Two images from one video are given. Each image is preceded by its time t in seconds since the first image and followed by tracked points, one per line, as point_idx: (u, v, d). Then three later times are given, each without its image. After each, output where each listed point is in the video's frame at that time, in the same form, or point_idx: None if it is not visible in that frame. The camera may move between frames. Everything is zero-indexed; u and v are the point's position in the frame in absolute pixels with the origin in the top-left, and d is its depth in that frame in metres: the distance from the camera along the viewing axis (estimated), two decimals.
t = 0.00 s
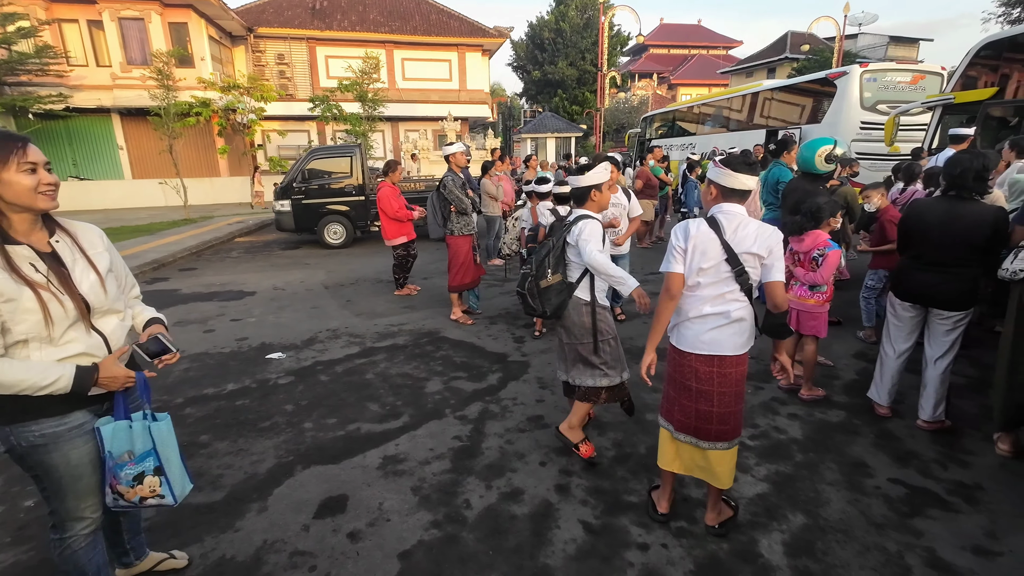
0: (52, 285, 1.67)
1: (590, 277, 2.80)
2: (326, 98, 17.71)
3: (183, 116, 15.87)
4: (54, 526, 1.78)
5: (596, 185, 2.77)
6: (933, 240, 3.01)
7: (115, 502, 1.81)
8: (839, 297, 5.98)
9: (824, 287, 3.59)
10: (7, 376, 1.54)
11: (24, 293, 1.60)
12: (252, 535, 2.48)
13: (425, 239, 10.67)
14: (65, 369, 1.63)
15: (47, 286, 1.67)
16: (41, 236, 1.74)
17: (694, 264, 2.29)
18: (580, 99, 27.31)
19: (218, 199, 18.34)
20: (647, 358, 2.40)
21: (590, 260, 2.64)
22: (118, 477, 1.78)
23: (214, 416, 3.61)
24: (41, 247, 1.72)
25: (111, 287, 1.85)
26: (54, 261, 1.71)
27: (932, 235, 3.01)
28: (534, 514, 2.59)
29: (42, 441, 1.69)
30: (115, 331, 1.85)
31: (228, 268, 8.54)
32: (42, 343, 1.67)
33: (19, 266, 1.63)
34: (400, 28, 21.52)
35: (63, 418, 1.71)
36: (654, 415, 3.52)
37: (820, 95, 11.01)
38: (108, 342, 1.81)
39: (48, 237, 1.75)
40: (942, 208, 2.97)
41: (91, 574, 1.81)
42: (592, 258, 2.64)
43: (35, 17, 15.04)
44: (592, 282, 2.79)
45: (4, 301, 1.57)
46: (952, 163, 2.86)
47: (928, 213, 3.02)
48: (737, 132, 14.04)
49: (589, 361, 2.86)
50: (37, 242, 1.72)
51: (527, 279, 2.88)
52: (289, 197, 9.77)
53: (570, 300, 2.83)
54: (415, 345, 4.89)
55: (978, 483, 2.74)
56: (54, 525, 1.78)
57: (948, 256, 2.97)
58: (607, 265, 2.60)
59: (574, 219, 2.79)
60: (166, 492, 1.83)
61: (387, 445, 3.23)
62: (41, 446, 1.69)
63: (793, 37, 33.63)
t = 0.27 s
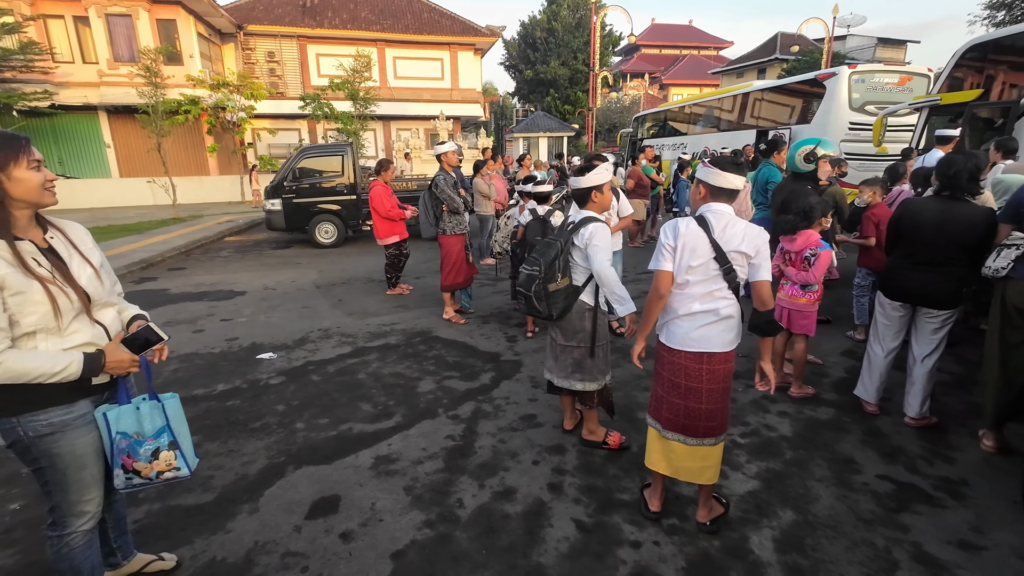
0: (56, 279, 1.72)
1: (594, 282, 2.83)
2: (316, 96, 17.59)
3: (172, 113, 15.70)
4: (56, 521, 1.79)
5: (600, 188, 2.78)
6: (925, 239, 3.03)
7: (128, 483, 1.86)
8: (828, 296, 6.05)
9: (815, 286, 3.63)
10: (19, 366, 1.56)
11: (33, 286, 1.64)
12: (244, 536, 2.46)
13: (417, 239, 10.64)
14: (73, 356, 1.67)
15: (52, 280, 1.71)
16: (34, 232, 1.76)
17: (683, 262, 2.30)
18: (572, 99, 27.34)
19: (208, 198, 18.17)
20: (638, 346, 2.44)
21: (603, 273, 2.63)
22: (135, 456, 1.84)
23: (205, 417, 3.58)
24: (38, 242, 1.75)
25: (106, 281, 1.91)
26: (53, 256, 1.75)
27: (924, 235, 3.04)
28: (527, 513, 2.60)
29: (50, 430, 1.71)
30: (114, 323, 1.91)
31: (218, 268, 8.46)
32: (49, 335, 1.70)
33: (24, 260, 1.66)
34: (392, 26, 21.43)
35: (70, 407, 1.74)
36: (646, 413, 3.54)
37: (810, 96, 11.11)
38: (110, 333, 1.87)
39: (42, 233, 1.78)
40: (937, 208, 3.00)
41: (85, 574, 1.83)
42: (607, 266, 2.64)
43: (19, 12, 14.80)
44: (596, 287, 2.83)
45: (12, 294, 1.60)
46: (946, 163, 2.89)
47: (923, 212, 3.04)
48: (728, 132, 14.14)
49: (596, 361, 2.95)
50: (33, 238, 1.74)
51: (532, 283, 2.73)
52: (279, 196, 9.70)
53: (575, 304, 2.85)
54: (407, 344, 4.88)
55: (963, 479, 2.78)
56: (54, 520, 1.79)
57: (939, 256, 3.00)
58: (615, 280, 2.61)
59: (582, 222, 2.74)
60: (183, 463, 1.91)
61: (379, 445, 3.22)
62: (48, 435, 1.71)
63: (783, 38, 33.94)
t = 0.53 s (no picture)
0: (55, 277, 1.75)
1: (601, 290, 2.82)
2: (309, 95, 17.45)
3: (162, 111, 15.53)
4: (67, 520, 1.82)
5: (607, 192, 2.79)
6: (916, 239, 3.07)
7: (153, 458, 1.95)
8: (819, 295, 6.10)
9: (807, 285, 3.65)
10: (31, 359, 1.58)
11: (38, 285, 1.66)
12: (236, 538, 2.44)
13: (410, 238, 10.61)
14: (79, 349, 1.70)
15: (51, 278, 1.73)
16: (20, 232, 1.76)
17: (671, 260, 2.32)
18: (565, 98, 27.37)
19: (199, 197, 18.00)
20: (629, 346, 2.45)
21: (615, 291, 2.71)
22: (162, 430, 1.97)
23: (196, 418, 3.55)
24: (27, 240, 1.75)
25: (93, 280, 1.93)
26: (47, 256, 1.76)
27: (914, 234, 3.08)
28: (521, 512, 2.60)
29: (60, 424, 1.76)
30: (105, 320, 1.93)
31: (209, 268, 8.39)
32: (51, 332, 1.70)
33: (23, 259, 1.67)
34: (384, 25, 21.35)
35: (77, 400, 1.80)
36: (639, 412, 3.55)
37: (801, 96, 11.19)
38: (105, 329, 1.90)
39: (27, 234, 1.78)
40: (927, 208, 3.04)
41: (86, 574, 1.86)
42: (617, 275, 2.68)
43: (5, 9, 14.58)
44: (603, 294, 2.82)
45: (18, 291, 1.62)
46: (936, 163, 2.94)
47: (914, 212, 3.08)
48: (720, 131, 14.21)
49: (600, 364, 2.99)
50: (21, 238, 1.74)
51: (542, 291, 2.70)
52: (271, 196, 9.63)
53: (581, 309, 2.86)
54: (400, 344, 4.86)
55: (951, 475, 2.82)
56: (61, 520, 1.82)
57: (929, 256, 3.04)
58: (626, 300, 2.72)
59: (593, 230, 2.73)
60: (201, 429, 2.12)
61: (373, 445, 3.21)
62: (59, 429, 1.76)
63: (775, 39, 34.18)
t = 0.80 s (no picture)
0: (46, 273, 1.75)
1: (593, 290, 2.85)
2: (302, 94, 17.36)
3: (153, 110, 15.40)
4: (55, 520, 1.81)
5: (599, 192, 2.79)
6: (906, 239, 3.10)
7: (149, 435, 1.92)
8: (812, 294, 6.14)
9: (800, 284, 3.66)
10: (29, 350, 1.58)
11: (31, 280, 1.67)
12: (229, 539, 2.43)
13: (404, 238, 10.59)
14: (75, 336, 1.70)
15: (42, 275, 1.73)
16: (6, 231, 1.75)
17: (666, 259, 2.33)
18: (560, 98, 27.39)
19: (191, 196, 17.85)
20: (622, 345, 2.45)
21: (607, 290, 2.72)
22: (154, 406, 1.93)
23: (188, 419, 3.53)
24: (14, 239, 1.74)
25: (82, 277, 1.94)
26: (35, 253, 1.76)
27: (905, 234, 3.11)
28: (515, 511, 2.61)
29: (55, 422, 1.76)
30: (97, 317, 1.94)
31: (201, 268, 8.33)
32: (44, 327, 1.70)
33: (12, 255, 1.66)
34: (379, 24, 21.29)
35: (71, 399, 1.79)
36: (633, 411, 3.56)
37: (794, 96, 11.26)
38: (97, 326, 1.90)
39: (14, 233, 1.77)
40: (918, 208, 3.07)
41: None
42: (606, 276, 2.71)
43: None
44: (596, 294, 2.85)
45: (12, 288, 1.61)
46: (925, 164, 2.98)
47: (905, 212, 3.11)
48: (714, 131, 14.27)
49: (592, 362, 2.99)
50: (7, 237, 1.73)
51: (532, 291, 2.72)
52: (264, 195, 9.57)
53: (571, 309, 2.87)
54: (395, 344, 4.85)
55: (941, 472, 2.85)
56: (50, 521, 1.81)
57: (920, 255, 3.07)
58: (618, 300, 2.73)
59: (584, 230, 2.73)
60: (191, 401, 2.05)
61: (367, 445, 3.20)
62: (53, 428, 1.75)
63: (768, 40, 34.38)
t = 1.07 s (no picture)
0: (30, 273, 1.74)
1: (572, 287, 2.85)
2: (297, 93, 17.28)
3: (147, 109, 15.29)
4: (47, 523, 1.80)
5: (581, 191, 2.80)
6: (899, 238, 3.12)
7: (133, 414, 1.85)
8: (806, 293, 6.18)
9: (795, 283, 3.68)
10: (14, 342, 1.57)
11: (15, 279, 1.66)
12: (223, 540, 2.43)
13: (399, 238, 10.57)
14: (63, 321, 1.69)
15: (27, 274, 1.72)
16: None
17: (663, 258, 2.34)
18: (556, 98, 27.40)
19: (185, 195, 17.71)
20: (618, 344, 2.46)
21: (582, 288, 2.70)
22: (141, 383, 1.86)
23: (182, 420, 3.51)
24: None
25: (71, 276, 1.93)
26: (20, 254, 1.75)
27: (898, 234, 3.13)
28: (511, 511, 2.61)
29: (42, 425, 1.75)
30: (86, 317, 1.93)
31: (195, 268, 8.29)
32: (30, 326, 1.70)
33: None
34: (374, 23, 21.25)
35: (60, 400, 1.79)
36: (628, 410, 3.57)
37: (788, 97, 11.32)
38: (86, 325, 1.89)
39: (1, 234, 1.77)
40: (911, 208, 3.09)
41: None
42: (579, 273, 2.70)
43: None
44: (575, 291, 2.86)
45: None
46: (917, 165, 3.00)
47: (897, 212, 3.13)
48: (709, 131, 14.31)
49: (579, 360, 2.98)
50: None
51: (512, 288, 2.82)
52: (259, 195, 9.54)
53: (555, 307, 2.90)
54: (390, 344, 4.84)
55: (933, 469, 2.88)
56: (43, 523, 1.80)
57: (912, 255, 3.09)
58: (588, 290, 2.69)
59: (559, 226, 2.77)
60: (183, 385, 1.97)
61: (363, 445, 3.20)
62: (41, 430, 1.75)
63: (762, 40, 34.52)
